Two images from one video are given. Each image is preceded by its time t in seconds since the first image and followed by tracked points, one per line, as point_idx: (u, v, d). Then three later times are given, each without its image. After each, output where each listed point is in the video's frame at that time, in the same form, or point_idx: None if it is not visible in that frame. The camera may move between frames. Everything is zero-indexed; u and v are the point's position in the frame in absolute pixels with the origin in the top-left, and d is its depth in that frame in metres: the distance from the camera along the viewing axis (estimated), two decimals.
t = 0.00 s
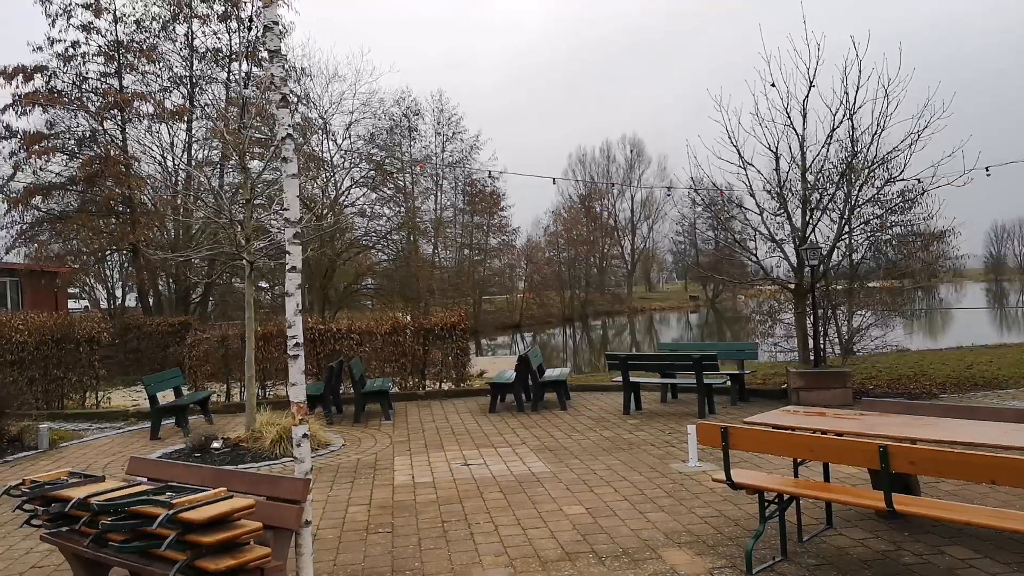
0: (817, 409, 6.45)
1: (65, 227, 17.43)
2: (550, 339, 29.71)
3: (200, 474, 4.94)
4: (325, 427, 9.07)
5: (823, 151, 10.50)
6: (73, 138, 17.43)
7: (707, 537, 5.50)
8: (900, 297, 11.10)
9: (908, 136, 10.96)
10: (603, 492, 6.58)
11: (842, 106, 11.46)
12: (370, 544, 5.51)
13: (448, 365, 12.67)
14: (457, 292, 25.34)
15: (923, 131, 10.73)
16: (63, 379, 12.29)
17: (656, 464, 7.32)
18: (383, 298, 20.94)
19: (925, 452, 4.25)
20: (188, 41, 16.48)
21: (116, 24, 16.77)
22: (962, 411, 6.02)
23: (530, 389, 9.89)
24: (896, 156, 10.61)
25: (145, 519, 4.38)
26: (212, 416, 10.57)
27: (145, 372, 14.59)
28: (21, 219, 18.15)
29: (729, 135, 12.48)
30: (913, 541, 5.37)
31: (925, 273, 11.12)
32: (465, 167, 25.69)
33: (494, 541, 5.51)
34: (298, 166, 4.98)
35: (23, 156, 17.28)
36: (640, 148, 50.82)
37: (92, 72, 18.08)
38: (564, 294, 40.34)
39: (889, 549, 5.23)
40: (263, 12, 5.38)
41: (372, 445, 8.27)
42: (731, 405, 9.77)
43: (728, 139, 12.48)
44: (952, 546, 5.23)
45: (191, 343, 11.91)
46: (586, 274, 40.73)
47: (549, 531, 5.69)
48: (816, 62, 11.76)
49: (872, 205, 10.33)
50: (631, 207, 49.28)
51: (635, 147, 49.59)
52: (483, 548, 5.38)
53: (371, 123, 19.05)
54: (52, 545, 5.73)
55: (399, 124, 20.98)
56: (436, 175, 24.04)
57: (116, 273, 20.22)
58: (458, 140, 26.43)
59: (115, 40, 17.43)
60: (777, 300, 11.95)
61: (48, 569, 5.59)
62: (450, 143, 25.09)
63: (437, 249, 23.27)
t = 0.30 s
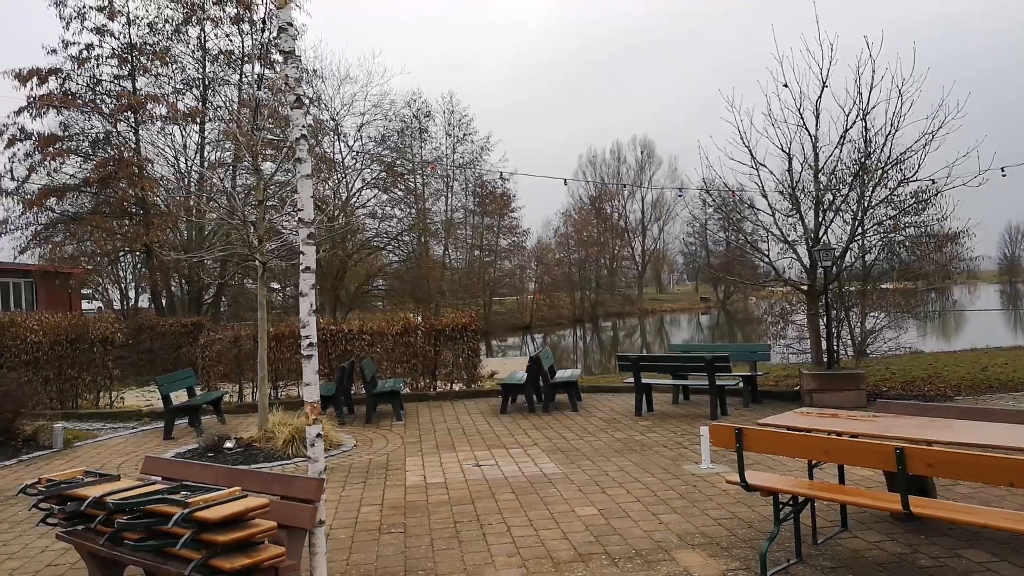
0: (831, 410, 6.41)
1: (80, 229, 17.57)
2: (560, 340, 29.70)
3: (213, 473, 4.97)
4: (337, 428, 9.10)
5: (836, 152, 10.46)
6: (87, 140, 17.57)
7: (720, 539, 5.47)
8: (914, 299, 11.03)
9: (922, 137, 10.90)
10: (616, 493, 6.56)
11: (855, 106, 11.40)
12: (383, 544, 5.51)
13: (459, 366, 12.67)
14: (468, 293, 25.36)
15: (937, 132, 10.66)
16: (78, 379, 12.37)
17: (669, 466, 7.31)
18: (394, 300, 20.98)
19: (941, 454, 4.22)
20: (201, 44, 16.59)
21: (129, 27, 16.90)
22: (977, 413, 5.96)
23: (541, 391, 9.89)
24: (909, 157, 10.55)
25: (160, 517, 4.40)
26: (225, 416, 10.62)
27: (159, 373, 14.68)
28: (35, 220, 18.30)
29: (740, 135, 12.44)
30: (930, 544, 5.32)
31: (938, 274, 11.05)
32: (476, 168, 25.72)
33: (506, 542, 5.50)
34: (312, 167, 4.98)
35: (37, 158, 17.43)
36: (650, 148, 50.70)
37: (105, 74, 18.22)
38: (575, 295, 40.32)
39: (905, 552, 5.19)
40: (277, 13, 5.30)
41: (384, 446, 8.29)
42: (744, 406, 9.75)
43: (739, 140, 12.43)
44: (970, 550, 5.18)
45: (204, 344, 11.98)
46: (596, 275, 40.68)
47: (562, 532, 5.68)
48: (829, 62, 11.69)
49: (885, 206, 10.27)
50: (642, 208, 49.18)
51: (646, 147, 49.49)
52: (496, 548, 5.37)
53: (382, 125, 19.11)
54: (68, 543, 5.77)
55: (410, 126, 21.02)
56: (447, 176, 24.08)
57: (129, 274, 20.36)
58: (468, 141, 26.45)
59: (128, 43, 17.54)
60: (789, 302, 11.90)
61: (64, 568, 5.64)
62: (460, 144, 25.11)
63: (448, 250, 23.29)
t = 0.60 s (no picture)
0: (857, 413, 6.34)
1: (106, 228, 17.84)
2: (581, 340, 29.65)
3: (241, 470, 5.02)
4: (360, 426, 9.15)
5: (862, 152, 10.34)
6: (114, 140, 17.83)
7: (746, 542, 5.42)
8: (941, 301, 10.89)
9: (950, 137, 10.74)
10: (639, 494, 6.53)
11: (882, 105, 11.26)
12: (407, 542, 5.53)
13: (480, 365, 12.69)
14: (488, 293, 25.40)
15: (965, 131, 10.51)
16: (105, 375, 12.55)
17: (692, 467, 7.26)
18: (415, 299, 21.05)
19: (973, 458, 4.15)
20: (225, 45, 16.77)
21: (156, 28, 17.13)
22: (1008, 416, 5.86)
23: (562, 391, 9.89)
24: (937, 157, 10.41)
25: (188, 513, 4.44)
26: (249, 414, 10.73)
27: (184, 371, 14.86)
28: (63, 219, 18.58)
29: (764, 135, 12.32)
30: (960, 549, 5.23)
31: (966, 276, 10.90)
32: (497, 169, 25.78)
33: (529, 542, 5.49)
34: (339, 166, 4.89)
35: (65, 158, 17.70)
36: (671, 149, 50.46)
37: (131, 75, 18.47)
38: (595, 296, 40.23)
39: (935, 557, 5.11)
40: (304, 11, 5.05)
41: (406, 445, 8.32)
42: (768, 408, 9.72)
43: (763, 139, 12.32)
44: (1002, 555, 5.08)
45: (228, 342, 12.10)
46: (617, 276, 40.54)
47: (585, 532, 5.66)
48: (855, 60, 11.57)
49: (912, 206, 10.14)
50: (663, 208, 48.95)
51: (666, 148, 49.22)
52: (519, 548, 5.36)
53: (404, 125, 19.19)
54: (96, 538, 5.85)
55: (432, 126, 21.08)
56: (467, 176, 24.14)
57: (154, 273, 20.63)
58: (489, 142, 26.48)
59: (154, 44, 17.76)
60: (813, 303, 11.78)
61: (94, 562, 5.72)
62: (481, 144, 25.17)
63: (468, 250, 23.34)
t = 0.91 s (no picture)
0: (895, 418, 6.20)
1: (144, 227, 18.23)
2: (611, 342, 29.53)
3: (276, 467, 5.08)
4: (391, 425, 9.22)
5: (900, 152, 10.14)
6: (152, 141, 18.21)
7: (781, 548, 5.34)
8: (981, 305, 10.65)
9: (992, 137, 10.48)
10: (672, 498, 6.48)
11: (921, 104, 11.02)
12: (438, 542, 5.54)
13: (511, 366, 12.70)
14: (517, 293, 25.41)
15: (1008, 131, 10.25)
16: (143, 372, 12.81)
17: (725, 472, 7.18)
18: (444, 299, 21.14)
19: (1019, 466, 4.03)
20: (260, 48, 17.05)
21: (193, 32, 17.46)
22: None
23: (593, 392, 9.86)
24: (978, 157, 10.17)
25: (226, 509, 4.51)
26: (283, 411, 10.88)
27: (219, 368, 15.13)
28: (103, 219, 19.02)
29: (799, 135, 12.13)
30: (1004, 559, 5.09)
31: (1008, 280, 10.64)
32: (526, 170, 25.80)
33: (561, 544, 5.47)
34: (375, 167, 4.85)
35: (105, 159, 18.12)
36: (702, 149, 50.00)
37: (169, 78, 18.83)
38: (625, 297, 40.03)
39: (978, 567, 4.98)
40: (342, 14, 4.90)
41: (437, 444, 8.37)
42: (803, 413, 9.59)
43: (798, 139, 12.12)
44: None
45: (262, 341, 12.28)
46: (647, 277, 40.21)
47: (617, 535, 5.62)
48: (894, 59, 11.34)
49: (952, 207, 9.91)
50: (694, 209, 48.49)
51: (698, 148, 48.71)
52: (551, 550, 5.35)
53: (434, 127, 19.30)
54: (136, 532, 5.96)
55: (462, 127, 21.13)
56: (497, 177, 24.19)
57: (190, 272, 21.01)
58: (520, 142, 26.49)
59: (191, 47, 18.09)
60: (849, 305, 11.57)
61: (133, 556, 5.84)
62: (511, 145, 25.20)
63: (498, 251, 23.37)
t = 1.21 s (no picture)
0: (942, 423, 6.05)
1: (187, 227, 18.65)
2: (645, 343, 29.31)
3: (316, 464, 5.15)
4: (426, 424, 9.29)
5: (946, 151, 9.86)
6: (194, 143, 18.63)
7: (823, 554, 5.23)
8: None
9: None
10: (710, 501, 6.40)
11: (969, 101, 10.71)
12: (475, 541, 5.56)
13: (545, 366, 12.69)
14: (551, 294, 25.38)
15: None
16: (185, 369, 13.10)
17: (765, 476, 7.08)
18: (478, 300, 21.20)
19: None
20: (299, 51, 17.32)
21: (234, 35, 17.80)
22: None
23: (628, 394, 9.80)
24: None
25: (268, 504, 4.58)
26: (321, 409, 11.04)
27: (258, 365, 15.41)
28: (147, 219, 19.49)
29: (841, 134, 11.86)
30: None
31: None
32: (561, 170, 25.78)
33: (598, 545, 5.44)
34: (415, 168, 4.88)
35: (149, 161, 18.58)
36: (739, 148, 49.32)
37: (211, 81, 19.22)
38: (660, 298, 39.72)
39: None
40: (383, 17, 4.93)
41: (472, 444, 8.40)
42: (843, 417, 9.43)
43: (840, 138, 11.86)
44: None
45: (300, 340, 12.47)
46: (682, 278, 39.77)
47: (654, 539, 5.57)
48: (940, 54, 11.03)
49: (1000, 208, 9.63)
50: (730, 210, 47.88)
51: (734, 148, 48.06)
52: (588, 551, 5.32)
53: (470, 128, 19.38)
54: (179, 526, 6.10)
55: (497, 128, 21.17)
56: (532, 178, 24.20)
57: (230, 272, 21.43)
58: (554, 142, 26.44)
59: (233, 50, 18.43)
60: (891, 307, 11.32)
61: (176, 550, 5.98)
62: (546, 145, 25.18)
63: (532, 251, 23.36)
